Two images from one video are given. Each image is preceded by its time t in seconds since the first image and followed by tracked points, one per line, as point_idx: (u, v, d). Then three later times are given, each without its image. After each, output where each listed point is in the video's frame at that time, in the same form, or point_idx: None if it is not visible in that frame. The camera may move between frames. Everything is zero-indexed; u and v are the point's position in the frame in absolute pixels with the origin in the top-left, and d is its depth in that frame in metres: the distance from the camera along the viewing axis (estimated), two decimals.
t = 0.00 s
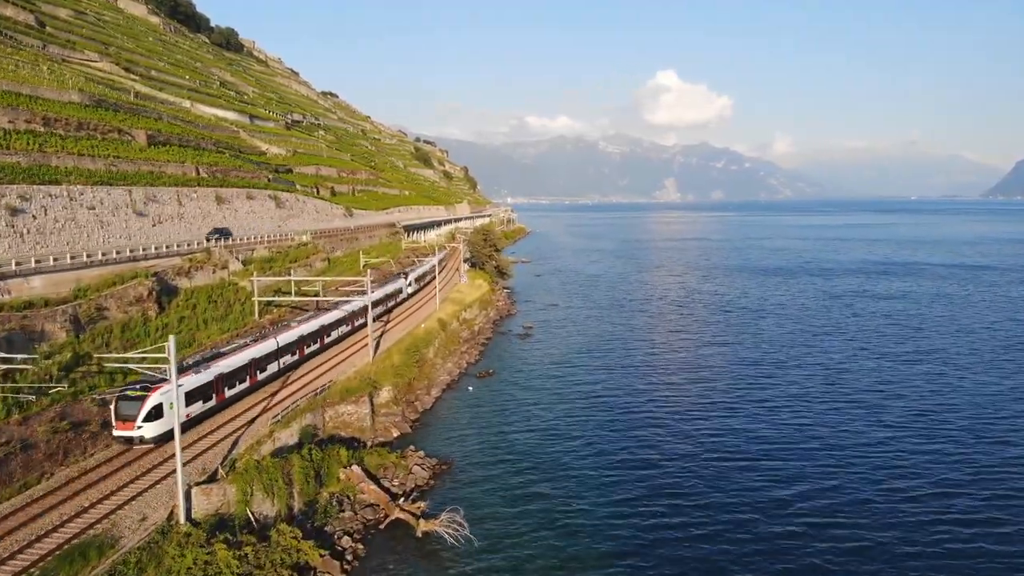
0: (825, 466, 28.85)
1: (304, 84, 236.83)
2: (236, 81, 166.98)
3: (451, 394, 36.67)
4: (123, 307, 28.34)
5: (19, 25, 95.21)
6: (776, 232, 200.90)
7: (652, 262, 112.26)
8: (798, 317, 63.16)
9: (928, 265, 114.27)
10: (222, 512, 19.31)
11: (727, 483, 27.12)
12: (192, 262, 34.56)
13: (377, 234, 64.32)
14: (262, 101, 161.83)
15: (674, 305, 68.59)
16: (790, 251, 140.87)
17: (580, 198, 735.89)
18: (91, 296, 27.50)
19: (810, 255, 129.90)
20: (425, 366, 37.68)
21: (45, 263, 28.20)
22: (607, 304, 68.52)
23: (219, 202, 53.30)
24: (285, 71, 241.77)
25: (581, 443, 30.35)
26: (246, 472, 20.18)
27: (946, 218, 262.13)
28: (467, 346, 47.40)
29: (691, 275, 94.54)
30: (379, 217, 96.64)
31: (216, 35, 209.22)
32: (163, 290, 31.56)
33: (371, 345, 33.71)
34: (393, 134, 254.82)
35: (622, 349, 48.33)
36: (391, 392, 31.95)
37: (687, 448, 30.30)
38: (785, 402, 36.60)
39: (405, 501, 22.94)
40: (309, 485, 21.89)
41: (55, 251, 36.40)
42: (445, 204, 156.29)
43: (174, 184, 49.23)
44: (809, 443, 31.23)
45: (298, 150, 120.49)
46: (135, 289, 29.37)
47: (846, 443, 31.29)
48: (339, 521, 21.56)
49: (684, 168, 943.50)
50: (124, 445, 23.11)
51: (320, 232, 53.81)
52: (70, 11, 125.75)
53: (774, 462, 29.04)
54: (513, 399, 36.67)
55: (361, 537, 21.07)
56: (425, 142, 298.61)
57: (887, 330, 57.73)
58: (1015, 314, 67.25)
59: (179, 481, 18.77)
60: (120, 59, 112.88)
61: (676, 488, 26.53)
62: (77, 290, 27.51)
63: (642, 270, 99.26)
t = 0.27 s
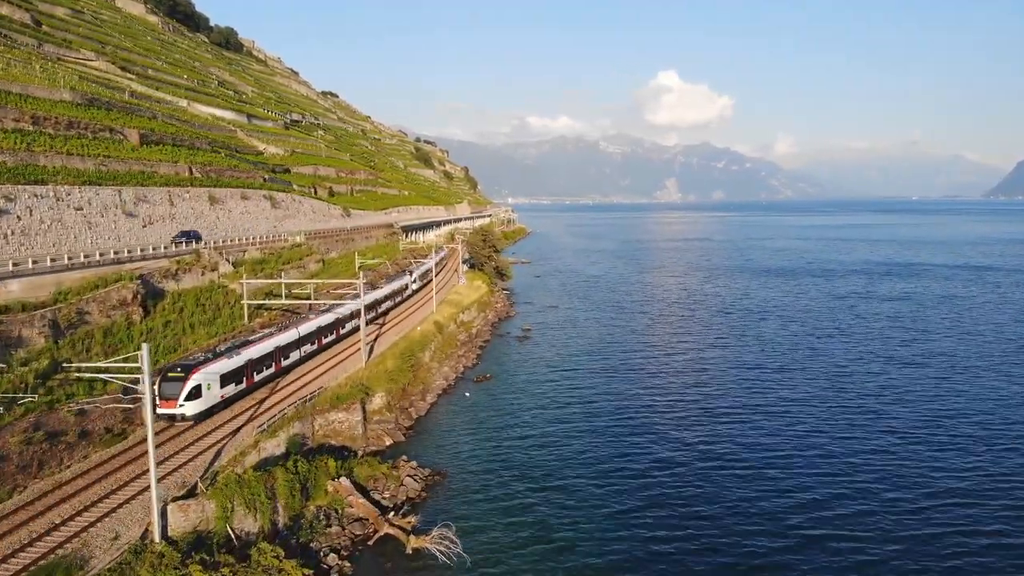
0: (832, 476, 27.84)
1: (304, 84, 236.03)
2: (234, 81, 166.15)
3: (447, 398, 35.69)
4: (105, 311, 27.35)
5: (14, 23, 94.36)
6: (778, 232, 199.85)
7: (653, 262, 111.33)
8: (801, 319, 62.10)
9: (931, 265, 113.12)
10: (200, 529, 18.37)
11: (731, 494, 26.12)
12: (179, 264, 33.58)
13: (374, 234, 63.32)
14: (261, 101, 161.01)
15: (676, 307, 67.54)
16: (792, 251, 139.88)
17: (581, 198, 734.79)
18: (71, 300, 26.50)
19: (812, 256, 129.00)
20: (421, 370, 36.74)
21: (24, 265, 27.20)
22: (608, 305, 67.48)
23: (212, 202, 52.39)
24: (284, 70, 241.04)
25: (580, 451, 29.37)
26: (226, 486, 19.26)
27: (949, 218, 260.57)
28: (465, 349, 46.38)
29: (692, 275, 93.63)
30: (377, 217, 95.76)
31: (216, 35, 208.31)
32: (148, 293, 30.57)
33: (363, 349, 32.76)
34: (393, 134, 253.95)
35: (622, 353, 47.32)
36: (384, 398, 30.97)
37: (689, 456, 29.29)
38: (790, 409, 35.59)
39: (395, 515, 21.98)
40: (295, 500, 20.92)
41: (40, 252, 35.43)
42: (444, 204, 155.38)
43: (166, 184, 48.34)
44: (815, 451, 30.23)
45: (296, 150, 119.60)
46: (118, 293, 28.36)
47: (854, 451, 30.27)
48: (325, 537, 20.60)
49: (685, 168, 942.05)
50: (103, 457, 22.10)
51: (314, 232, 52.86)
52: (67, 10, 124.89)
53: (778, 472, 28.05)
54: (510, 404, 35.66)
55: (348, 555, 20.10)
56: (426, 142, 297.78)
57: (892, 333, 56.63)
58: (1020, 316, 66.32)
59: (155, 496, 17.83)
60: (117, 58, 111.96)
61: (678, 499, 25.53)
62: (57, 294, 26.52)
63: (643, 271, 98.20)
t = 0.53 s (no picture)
0: (840, 487, 26.84)
1: (303, 83, 235.13)
2: (233, 80, 165.27)
3: (445, 403, 34.61)
4: (87, 315, 26.36)
5: (9, 21, 93.50)
6: (780, 232, 198.62)
7: (654, 263, 110.32)
8: (805, 322, 61.04)
9: (935, 266, 111.91)
10: (176, 548, 17.46)
11: (735, 505, 25.15)
12: (167, 267, 32.56)
13: (371, 234, 62.28)
14: (260, 100, 160.13)
15: (677, 308, 66.52)
16: (794, 252, 138.78)
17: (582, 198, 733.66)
18: (51, 303, 25.52)
19: (814, 257, 127.95)
20: (416, 374, 35.74)
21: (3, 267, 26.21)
22: (609, 307, 66.40)
23: (206, 202, 51.48)
24: (284, 70, 240.23)
25: (579, 460, 28.35)
26: (204, 502, 18.36)
27: (951, 218, 258.97)
28: (463, 352, 45.33)
29: (693, 276, 92.68)
30: (375, 217, 94.83)
31: (215, 34, 207.38)
32: (134, 296, 29.59)
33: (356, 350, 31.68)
34: (393, 134, 252.99)
35: (623, 356, 46.30)
36: (378, 404, 29.98)
37: (692, 465, 28.32)
38: (795, 415, 34.59)
39: (384, 531, 21.01)
40: (279, 514, 19.96)
41: (24, 253, 34.42)
42: (444, 203, 154.36)
43: (157, 184, 47.46)
44: (822, 461, 29.21)
45: (295, 149, 118.67)
46: (101, 296, 27.37)
47: (862, 461, 29.28)
48: (310, 554, 19.63)
49: (686, 168, 940.50)
50: (80, 469, 21.38)
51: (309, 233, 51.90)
52: (63, 8, 124.05)
53: (785, 482, 27.05)
54: (509, 410, 34.66)
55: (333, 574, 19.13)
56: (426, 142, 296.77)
57: (898, 335, 55.56)
58: None
59: (128, 513, 16.95)
60: (114, 57, 111.09)
61: (680, 511, 24.55)
62: (37, 297, 25.54)
63: (644, 272, 97.14)
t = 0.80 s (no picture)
0: (847, 499, 25.87)
1: (303, 83, 234.22)
2: (232, 80, 164.34)
3: (440, 408, 33.62)
4: (68, 320, 25.43)
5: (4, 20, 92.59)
6: (782, 232, 197.42)
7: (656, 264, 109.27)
8: (808, 324, 60.06)
9: (939, 267, 110.73)
10: (149, 570, 16.53)
11: (739, 517, 24.18)
12: (153, 269, 31.64)
13: (368, 235, 61.29)
14: (258, 100, 159.21)
15: (679, 310, 65.54)
16: (797, 252, 137.68)
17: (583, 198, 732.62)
18: (29, 308, 24.58)
19: (817, 257, 126.87)
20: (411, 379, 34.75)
21: None
22: (609, 309, 65.41)
23: (199, 202, 50.54)
24: (284, 70, 239.31)
25: (577, 470, 27.37)
26: (179, 520, 17.42)
27: (953, 218, 257.85)
28: (461, 355, 44.31)
29: (695, 277, 91.68)
30: (373, 218, 93.84)
31: (214, 34, 206.61)
32: (117, 300, 28.64)
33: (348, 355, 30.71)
34: (393, 134, 252.00)
35: (624, 360, 45.30)
36: (371, 412, 28.99)
37: (694, 476, 27.36)
38: (800, 422, 33.60)
39: (371, 549, 20.04)
40: (262, 531, 18.99)
41: (7, 255, 33.42)
42: (444, 203, 153.31)
43: (148, 184, 46.51)
44: (829, 471, 28.23)
45: (293, 149, 117.71)
46: (82, 300, 26.42)
47: (870, 471, 28.29)
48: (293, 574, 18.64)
49: (687, 168, 939.15)
50: (56, 482, 20.46)
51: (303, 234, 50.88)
52: (61, 8, 123.28)
53: (790, 494, 26.08)
54: (506, 416, 33.66)
55: None
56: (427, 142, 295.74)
57: (904, 338, 54.49)
58: None
59: (97, 534, 16.03)
60: (111, 57, 110.33)
61: (682, 525, 23.58)
62: (15, 301, 24.60)
63: (645, 273, 96.12)
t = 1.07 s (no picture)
0: (856, 513, 24.87)
1: (303, 83, 233.32)
2: (231, 79, 163.39)
3: (435, 415, 32.61)
4: (46, 325, 24.46)
5: None
6: (783, 233, 196.24)
7: (657, 265, 108.28)
8: (812, 326, 59.15)
9: (943, 268, 109.62)
10: None
11: (744, 532, 23.19)
12: (138, 272, 30.70)
13: (364, 236, 60.27)
14: (257, 99, 158.26)
15: (680, 312, 64.55)
16: (799, 253, 136.59)
17: (583, 199, 731.58)
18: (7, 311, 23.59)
19: (819, 258, 125.90)
20: (406, 384, 33.74)
21: None
22: (609, 311, 64.39)
23: (191, 203, 49.62)
24: (283, 69, 238.51)
25: (575, 481, 26.46)
26: (152, 540, 16.44)
27: (954, 219, 256.84)
28: (457, 359, 43.28)
29: (696, 279, 90.70)
30: (371, 218, 92.94)
31: (213, 33, 205.70)
32: (100, 304, 27.69)
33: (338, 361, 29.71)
34: (393, 134, 251.10)
35: (624, 364, 44.30)
36: (361, 420, 28.00)
37: (697, 487, 26.38)
38: (806, 430, 32.59)
39: (357, 569, 19.05)
40: (242, 550, 17.98)
41: None
42: (444, 203, 152.31)
43: (138, 184, 45.56)
44: (837, 482, 27.24)
45: (291, 149, 116.76)
46: (62, 304, 25.45)
47: (879, 482, 27.30)
48: None
49: (688, 169, 937.83)
50: (26, 497, 19.43)
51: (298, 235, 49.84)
52: (57, 6, 122.38)
53: (797, 507, 25.09)
54: (503, 423, 32.64)
55: None
56: (427, 142, 294.78)
57: (910, 341, 53.42)
58: None
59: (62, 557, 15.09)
60: (107, 55, 109.34)
61: (684, 541, 22.59)
62: None
63: (646, 274, 95.09)
